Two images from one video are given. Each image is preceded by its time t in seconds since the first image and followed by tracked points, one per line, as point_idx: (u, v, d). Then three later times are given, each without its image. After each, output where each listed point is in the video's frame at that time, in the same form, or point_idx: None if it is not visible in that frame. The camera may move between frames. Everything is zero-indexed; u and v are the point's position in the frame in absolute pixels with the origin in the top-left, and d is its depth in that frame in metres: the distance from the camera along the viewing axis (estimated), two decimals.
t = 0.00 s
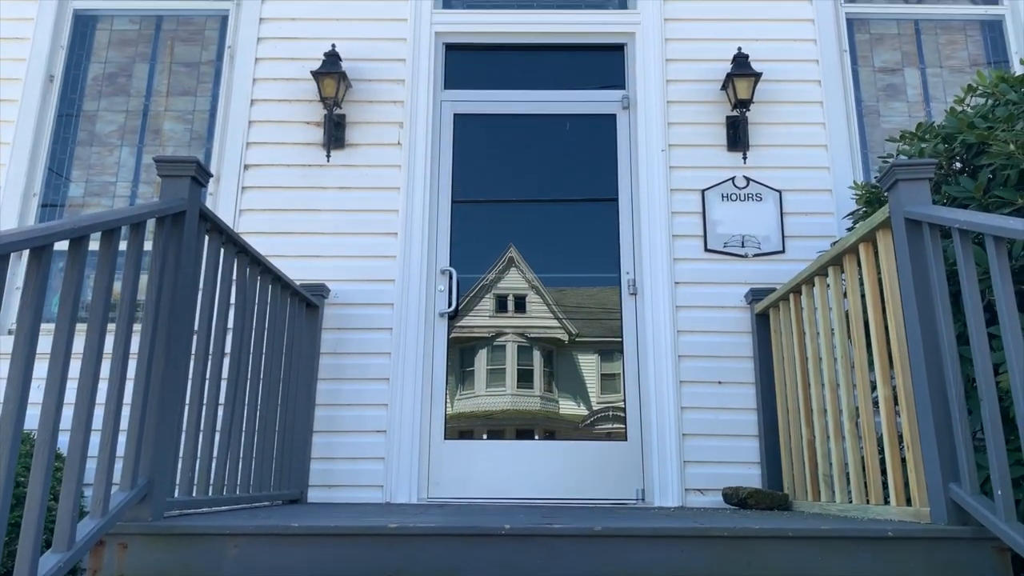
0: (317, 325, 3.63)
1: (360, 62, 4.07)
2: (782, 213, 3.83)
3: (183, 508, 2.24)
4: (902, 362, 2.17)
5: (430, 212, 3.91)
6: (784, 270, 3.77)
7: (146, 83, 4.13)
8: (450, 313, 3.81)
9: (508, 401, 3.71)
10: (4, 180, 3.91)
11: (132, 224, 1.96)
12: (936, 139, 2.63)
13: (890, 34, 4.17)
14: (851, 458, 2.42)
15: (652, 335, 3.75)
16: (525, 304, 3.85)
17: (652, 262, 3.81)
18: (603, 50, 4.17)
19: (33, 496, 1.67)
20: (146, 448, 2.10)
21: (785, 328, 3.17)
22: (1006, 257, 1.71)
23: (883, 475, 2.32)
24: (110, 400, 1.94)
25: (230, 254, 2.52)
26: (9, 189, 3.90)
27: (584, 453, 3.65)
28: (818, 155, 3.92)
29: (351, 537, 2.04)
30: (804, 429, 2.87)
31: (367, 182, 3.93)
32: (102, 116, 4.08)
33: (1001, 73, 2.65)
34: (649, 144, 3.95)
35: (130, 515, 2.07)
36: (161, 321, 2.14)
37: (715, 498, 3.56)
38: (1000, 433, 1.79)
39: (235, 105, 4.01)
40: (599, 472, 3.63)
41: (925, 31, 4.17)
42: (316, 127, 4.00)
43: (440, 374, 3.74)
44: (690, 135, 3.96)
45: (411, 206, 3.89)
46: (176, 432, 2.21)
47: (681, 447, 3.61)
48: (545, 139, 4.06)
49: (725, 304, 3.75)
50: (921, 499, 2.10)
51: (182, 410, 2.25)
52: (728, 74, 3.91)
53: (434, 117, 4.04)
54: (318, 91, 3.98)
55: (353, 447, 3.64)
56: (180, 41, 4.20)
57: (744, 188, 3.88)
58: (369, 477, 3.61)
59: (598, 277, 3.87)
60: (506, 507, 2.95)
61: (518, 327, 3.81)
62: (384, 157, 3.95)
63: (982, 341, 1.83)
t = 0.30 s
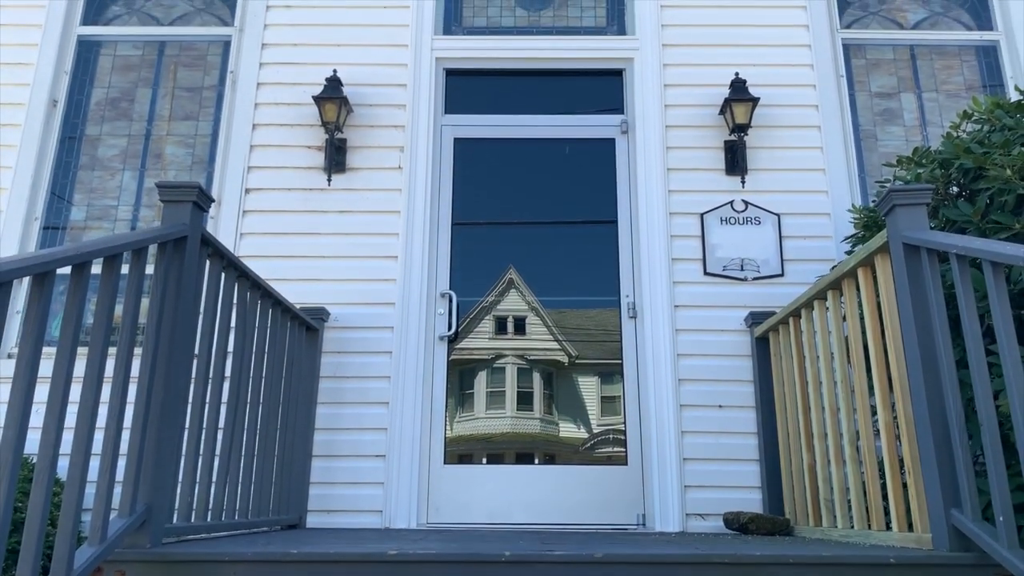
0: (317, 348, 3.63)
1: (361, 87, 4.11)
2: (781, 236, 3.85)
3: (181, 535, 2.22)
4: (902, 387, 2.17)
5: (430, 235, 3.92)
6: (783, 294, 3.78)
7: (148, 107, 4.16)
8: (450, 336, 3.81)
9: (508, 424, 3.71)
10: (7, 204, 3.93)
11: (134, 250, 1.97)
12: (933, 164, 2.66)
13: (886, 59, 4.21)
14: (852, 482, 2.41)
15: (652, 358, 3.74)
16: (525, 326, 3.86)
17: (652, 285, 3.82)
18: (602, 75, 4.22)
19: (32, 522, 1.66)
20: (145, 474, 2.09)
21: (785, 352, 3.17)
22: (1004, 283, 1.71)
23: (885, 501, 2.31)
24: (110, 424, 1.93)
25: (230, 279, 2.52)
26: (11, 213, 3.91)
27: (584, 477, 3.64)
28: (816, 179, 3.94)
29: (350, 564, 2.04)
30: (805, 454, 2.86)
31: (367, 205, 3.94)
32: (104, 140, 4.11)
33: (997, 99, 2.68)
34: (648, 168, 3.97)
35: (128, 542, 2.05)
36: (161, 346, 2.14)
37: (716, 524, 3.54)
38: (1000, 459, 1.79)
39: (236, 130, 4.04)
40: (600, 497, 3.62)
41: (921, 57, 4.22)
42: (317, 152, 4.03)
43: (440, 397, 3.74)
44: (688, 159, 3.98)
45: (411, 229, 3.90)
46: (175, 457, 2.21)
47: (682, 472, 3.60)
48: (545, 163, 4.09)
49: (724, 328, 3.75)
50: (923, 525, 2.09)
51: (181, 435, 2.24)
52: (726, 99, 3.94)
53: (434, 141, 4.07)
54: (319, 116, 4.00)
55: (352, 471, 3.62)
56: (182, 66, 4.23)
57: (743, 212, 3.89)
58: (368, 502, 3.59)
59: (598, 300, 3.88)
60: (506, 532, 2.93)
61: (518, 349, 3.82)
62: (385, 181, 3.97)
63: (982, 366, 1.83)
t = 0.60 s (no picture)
0: (317, 371, 3.62)
1: (362, 111, 4.13)
2: (780, 260, 3.86)
3: (179, 561, 2.20)
4: (903, 412, 2.16)
5: (430, 258, 3.93)
6: (783, 317, 3.78)
7: (150, 131, 4.19)
8: (450, 359, 3.81)
9: (507, 447, 3.69)
10: (9, 227, 3.95)
11: (136, 274, 1.97)
12: (931, 188, 2.67)
13: (883, 83, 4.25)
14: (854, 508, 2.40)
15: (653, 381, 3.73)
16: (525, 347, 3.86)
17: (652, 308, 3.82)
18: (601, 99, 4.25)
19: (30, 547, 1.65)
20: (143, 499, 2.08)
21: (786, 376, 3.16)
22: (1004, 307, 1.70)
23: (888, 525, 2.29)
24: (109, 448, 1.92)
25: (231, 302, 2.52)
26: (12, 236, 3.93)
27: (584, 502, 3.62)
28: (815, 203, 3.96)
29: None
30: (807, 479, 2.85)
31: (367, 229, 3.95)
32: (106, 163, 4.13)
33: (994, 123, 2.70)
34: (647, 191, 3.99)
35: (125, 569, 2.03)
36: (161, 370, 2.14)
37: (718, 549, 3.52)
38: (1002, 484, 1.76)
39: (238, 153, 4.06)
40: (601, 522, 3.59)
41: (918, 81, 4.25)
42: (318, 175, 4.04)
43: (439, 420, 3.73)
44: (687, 183, 3.99)
45: (411, 252, 3.91)
46: (174, 482, 2.19)
47: (682, 496, 3.58)
48: (544, 186, 4.12)
49: (725, 351, 3.75)
50: (927, 551, 2.07)
51: (180, 460, 2.23)
52: (725, 123, 3.97)
53: (435, 165, 4.09)
54: (320, 140, 4.03)
55: (351, 496, 3.60)
56: (184, 90, 4.27)
57: (742, 235, 3.90)
58: (367, 527, 3.57)
59: (598, 322, 3.88)
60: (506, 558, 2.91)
61: (517, 371, 3.81)
62: (385, 205, 3.98)
63: (982, 390, 1.81)
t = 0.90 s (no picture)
0: (317, 394, 3.62)
1: (363, 135, 4.16)
2: (780, 282, 3.86)
3: None
4: (905, 435, 2.16)
5: (430, 281, 3.93)
6: (783, 340, 3.78)
7: (152, 155, 4.21)
8: (450, 381, 3.80)
9: (507, 470, 3.69)
10: (11, 250, 3.96)
11: (138, 297, 1.97)
12: (930, 212, 2.69)
13: (881, 106, 4.28)
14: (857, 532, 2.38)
15: (654, 403, 3.73)
16: (525, 369, 3.85)
17: (652, 331, 3.82)
18: (600, 123, 4.28)
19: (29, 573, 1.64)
20: (143, 524, 2.07)
21: (788, 399, 3.15)
22: (1004, 332, 1.70)
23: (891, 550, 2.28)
24: (110, 472, 1.91)
25: (233, 325, 2.53)
26: (14, 260, 3.94)
27: (585, 526, 3.60)
28: (814, 226, 3.97)
29: None
30: (810, 502, 2.84)
31: (368, 251, 3.96)
32: (108, 187, 4.15)
33: (991, 147, 2.72)
34: (647, 214, 4.00)
35: None
36: (163, 393, 2.14)
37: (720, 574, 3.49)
38: (1005, 508, 1.75)
39: (240, 177, 4.09)
40: (602, 545, 3.57)
41: (915, 104, 4.29)
42: (319, 198, 4.06)
43: (439, 442, 3.72)
44: (687, 206, 4.01)
45: (412, 274, 3.91)
46: (173, 507, 2.18)
47: (684, 520, 3.56)
48: (545, 209, 4.14)
49: (725, 373, 3.75)
50: None
51: (180, 484, 2.22)
52: (724, 146, 3.99)
53: (436, 188, 4.11)
54: (322, 163, 4.05)
55: (351, 520, 3.58)
56: (186, 114, 4.30)
57: (742, 258, 3.92)
58: (366, 552, 3.55)
59: (599, 344, 3.89)
60: None
61: (517, 393, 3.80)
62: (386, 227, 4.00)
63: (984, 414, 1.81)
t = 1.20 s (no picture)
0: (316, 417, 3.61)
1: (364, 158, 4.18)
2: (780, 304, 3.87)
3: None
4: (906, 458, 2.15)
5: (430, 304, 3.94)
6: (783, 362, 3.78)
7: (154, 177, 4.23)
8: (450, 404, 3.79)
9: (507, 492, 3.67)
10: (12, 273, 3.97)
11: (140, 321, 1.98)
12: (928, 235, 2.70)
13: (878, 129, 4.31)
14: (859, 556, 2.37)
15: (654, 425, 3.72)
16: (525, 391, 3.85)
17: (652, 353, 3.82)
18: (600, 146, 4.31)
19: None
20: (142, 549, 2.05)
21: (789, 422, 3.14)
22: (1003, 356, 1.70)
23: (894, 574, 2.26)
24: (109, 496, 1.90)
25: (233, 349, 2.53)
26: (15, 282, 3.94)
27: (585, 549, 3.58)
28: (813, 248, 3.98)
29: None
30: (811, 526, 2.82)
31: (368, 273, 3.97)
32: (110, 210, 4.16)
33: (988, 170, 2.73)
34: (647, 236, 4.02)
35: None
36: (163, 416, 2.14)
37: None
38: (1006, 532, 1.74)
39: (241, 199, 4.10)
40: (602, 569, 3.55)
41: (913, 127, 4.32)
42: (320, 221, 4.08)
43: (439, 465, 3.70)
44: (686, 228, 4.02)
45: (412, 297, 3.92)
46: (172, 531, 2.17)
47: (685, 543, 3.54)
48: (545, 231, 4.16)
49: (725, 396, 3.74)
50: None
51: (180, 508, 2.21)
52: (722, 169, 4.01)
53: (436, 210, 4.13)
54: (322, 186, 4.07)
55: (350, 545, 3.56)
56: (188, 137, 4.32)
57: (741, 280, 3.92)
58: None
59: (599, 366, 3.88)
60: None
61: (517, 415, 3.79)
62: (386, 250, 4.01)
63: (984, 438, 1.80)
